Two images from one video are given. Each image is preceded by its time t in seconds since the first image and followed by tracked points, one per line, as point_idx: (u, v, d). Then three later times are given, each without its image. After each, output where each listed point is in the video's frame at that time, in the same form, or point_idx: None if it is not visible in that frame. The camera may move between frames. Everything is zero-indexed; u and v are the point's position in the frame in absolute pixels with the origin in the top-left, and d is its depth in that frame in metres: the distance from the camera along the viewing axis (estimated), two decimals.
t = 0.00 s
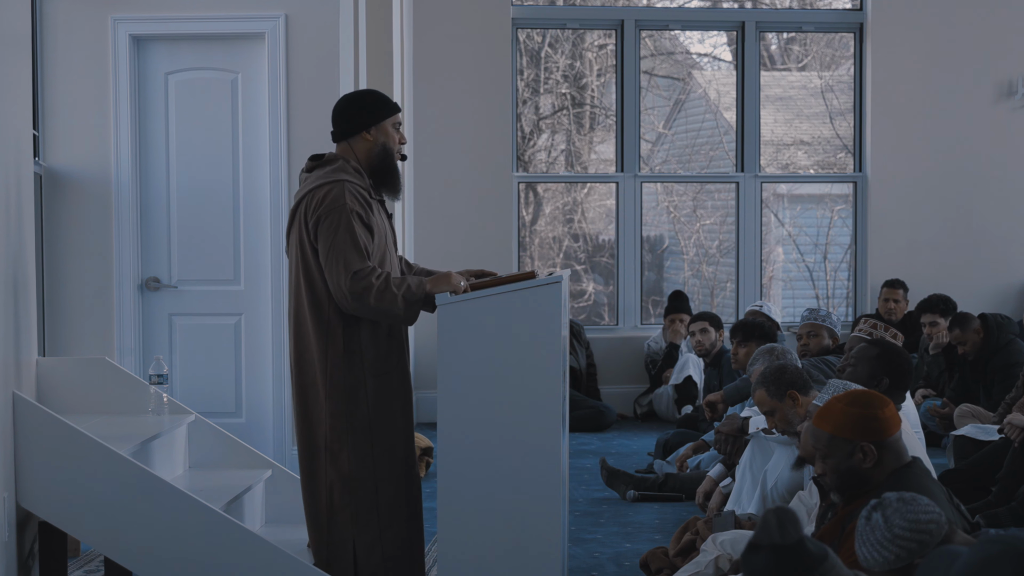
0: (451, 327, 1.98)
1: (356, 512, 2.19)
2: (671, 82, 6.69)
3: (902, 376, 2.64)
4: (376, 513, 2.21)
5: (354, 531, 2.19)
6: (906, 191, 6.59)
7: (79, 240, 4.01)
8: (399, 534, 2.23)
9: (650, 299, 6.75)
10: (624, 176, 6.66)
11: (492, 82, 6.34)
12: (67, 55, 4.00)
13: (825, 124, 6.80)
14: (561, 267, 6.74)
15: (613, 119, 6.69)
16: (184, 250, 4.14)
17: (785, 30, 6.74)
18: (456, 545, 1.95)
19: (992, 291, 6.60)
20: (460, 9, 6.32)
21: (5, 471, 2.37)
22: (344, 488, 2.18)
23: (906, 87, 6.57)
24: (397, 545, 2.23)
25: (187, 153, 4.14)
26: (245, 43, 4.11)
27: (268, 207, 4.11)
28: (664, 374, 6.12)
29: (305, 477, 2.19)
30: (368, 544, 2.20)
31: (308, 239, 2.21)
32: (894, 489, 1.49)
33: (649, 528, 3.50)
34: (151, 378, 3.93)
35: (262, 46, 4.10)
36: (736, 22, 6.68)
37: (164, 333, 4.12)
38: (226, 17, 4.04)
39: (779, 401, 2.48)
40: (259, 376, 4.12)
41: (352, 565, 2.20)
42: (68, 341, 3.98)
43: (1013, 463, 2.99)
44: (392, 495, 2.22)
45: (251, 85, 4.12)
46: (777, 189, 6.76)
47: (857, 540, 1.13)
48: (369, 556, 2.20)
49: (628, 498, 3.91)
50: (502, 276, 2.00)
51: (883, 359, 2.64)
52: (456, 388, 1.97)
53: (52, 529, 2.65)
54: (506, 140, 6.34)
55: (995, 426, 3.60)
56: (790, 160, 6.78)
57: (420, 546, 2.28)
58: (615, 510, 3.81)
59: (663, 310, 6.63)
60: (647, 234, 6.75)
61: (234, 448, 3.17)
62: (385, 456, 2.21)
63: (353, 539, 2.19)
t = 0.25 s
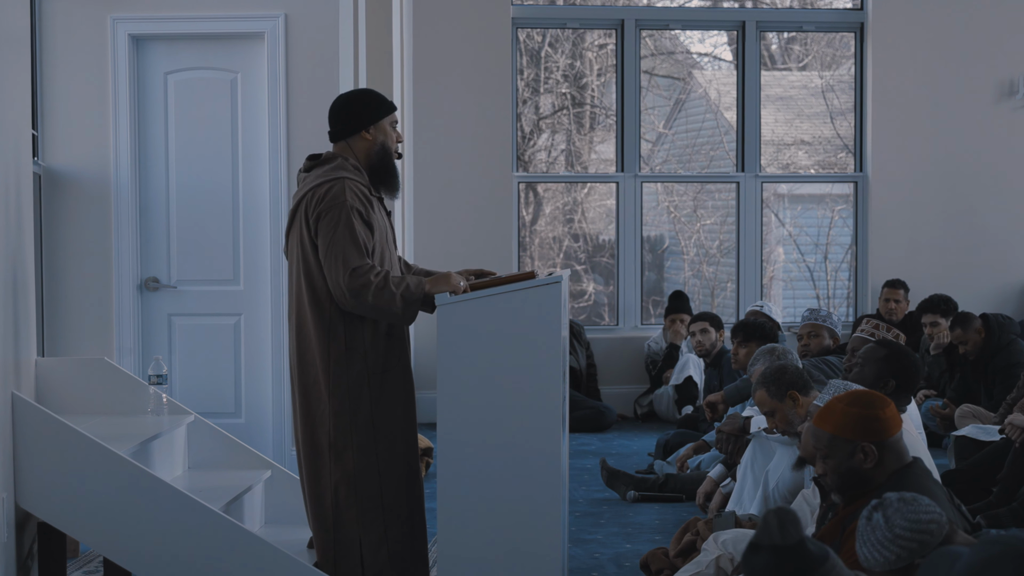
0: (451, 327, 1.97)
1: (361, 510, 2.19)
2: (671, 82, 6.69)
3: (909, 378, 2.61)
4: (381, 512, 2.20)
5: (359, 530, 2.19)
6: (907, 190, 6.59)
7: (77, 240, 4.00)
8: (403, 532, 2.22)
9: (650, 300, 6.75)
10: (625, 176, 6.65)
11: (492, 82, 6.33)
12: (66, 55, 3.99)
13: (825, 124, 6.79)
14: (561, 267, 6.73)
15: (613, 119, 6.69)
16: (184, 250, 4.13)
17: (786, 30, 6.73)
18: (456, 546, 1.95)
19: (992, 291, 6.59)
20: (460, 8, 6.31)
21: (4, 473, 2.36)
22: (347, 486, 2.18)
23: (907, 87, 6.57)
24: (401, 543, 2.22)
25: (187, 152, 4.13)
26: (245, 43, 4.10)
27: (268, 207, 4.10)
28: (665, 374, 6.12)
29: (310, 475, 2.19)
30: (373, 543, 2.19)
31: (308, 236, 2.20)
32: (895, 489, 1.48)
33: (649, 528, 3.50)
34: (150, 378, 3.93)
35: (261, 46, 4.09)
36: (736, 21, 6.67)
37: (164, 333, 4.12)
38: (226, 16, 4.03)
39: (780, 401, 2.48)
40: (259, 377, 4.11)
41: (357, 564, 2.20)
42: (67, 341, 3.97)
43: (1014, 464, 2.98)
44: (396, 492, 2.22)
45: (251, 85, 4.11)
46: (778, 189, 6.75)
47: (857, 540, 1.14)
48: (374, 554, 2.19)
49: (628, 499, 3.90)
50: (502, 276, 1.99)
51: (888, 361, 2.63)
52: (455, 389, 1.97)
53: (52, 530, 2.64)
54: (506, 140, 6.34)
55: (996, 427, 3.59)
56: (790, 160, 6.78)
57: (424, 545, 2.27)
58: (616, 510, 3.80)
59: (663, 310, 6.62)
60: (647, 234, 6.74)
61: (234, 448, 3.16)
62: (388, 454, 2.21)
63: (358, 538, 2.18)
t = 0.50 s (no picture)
0: (450, 327, 1.97)
1: (361, 508, 2.18)
2: (672, 81, 6.68)
3: (909, 377, 2.61)
4: (382, 509, 2.19)
5: (359, 528, 2.18)
6: (907, 190, 6.58)
7: (76, 240, 4.00)
8: (403, 532, 2.22)
9: (650, 300, 6.74)
10: (625, 176, 6.64)
11: (492, 82, 6.33)
12: (65, 55, 3.98)
13: (826, 124, 6.78)
14: (561, 267, 6.72)
15: (614, 119, 6.68)
16: (183, 250, 4.13)
17: (787, 30, 6.72)
18: (456, 548, 1.94)
19: (993, 292, 6.59)
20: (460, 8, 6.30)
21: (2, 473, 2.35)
22: (348, 484, 2.17)
23: (907, 87, 6.56)
24: (402, 542, 2.22)
25: (186, 152, 4.12)
26: (244, 42, 4.09)
27: (267, 208, 4.10)
28: (665, 374, 6.11)
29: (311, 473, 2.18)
30: (374, 541, 2.18)
31: (308, 233, 2.20)
32: (896, 490, 1.48)
33: (649, 529, 3.49)
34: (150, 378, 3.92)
35: (261, 45, 4.09)
36: (737, 21, 6.66)
37: (163, 334, 4.11)
38: (226, 16, 4.02)
39: (780, 402, 2.47)
40: (259, 377, 4.11)
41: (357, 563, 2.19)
42: (66, 341, 3.97)
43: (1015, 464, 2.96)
44: (397, 491, 2.21)
45: (250, 85, 4.11)
46: (779, 189, 6.75)
47: (858, 542, 1.14)
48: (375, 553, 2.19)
49: (629, 499, 3.90)
50: (501, 276, 1.98)
51: (889, 362, 2.62)
52: (455, 390, 1.96)
53: (51, 531, 2.63)
54: (506, 140, 6.33)
55: (997, 427, 3.58)
56: (791, 160, 6.77)
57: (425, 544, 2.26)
58: (616, 511, 3.79)
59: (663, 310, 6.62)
60: (647, 234, 6.73)
61: (233, 449, 3.16)
62: (389, 453, 2.20)
63: (359, 536, 2.18)
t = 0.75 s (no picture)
0: (451, 329, 1.96)
1: (362, 506, 2.18)
2: (672, 81, 6.68)
3: (906, 378, 2.62)
4: (382, 507, 2.19)
5: (360, 526, 2.17)
6: (908, 190, 6.57)
7: (75, 239, 3.99)
8: (403, 531, 2.21)
9: (650, 300, 6.73)
10: (625, 175, 6.64)
11: (491, 82, 6.32)
12: (64, 54, 3.97)
13: (827, 123, 6.78)
14: (561, 267, 6.72)
15: (614, 118, 6.67)
16: (182, 250, 4.12)
17: (787, 29, 6.72)
18: (456, 549, 1.94)
19: (993, 292, 6.58)
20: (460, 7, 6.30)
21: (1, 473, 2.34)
22: (348, 482, 2.16)
23: (908, 87, 6.56)
24: (401, 542, 2.21)
25: (186, 152, 4.12)
26: (244, 42, 4.09)
27: (267, 208, 4.09)
28: (665, 375, 6.11)
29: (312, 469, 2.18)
30: (375, 539, 2.18)
31: (314, 226, 2.20)
32: (897, 491, 1.47)
33: (649, 530, 3.49)
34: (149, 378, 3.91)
35: (261, 45, 4.08)
36: (737, 20, 6.65)
37: (162, 334, 4.10)
38: (226, 15, 4.02)
39: (781, 402, 2.47)
40: (259, 378, 4.10)
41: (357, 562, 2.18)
42: (65, 341, 3.96)
43: (1016, 465, 2.96)
44: (397, 490, 2.21)
45: (250, 85, 4.10)
46: (779, 189, 6.74)
47: (859, 543, 1.13)
48: (374, 552, 2.18)
49: (629, 500, 3.89)
50: (501, 277, 1.98)
51: (887, 362, 2.61)
52: (455, 390, 1.95)
53: (50, 531, 2.62)
54: (506, 140, 6.32)
55: (998, 428, 3.58)
56: (791, 160, 6.76)
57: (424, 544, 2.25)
58: (616, 511, 3.79)
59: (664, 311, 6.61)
60: (648, 234, 6.73)
61: (233, 450, 3.15)
62: (390, 450, 2.20)
63: (360, 534, 2.17)
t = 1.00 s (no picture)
0: (450, 329, 1.95)
1: (360, 504, 2.18)
2: (672, 80, 6.67)
3: (906, 377, 2.61)
4: (380, 506, 2.20)
5: (357, 525, 2.18)
6: (909, 190, 6.57)
7: (74, 240, 3.98)
8: (399, 530, 2.22)
9: (651, 300, 6.73)
10: (625, 175, 6.63)
11: (491, 82, 6.31)
12: (63, 54, 3.96)
13: (827, 123, 6.77)
14: (561, 267, 6.71)
15: (614, 118, 6.66)
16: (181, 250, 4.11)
17: (787, 29, 6.71)
18: (456, 549, 1.93)
19: (995, 292, 6.57)
20: (460, 7, 6.29)
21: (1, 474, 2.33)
22: (347, 479, 2.17)
23: (909, 87, 6.55)
24: (397, 541, 2.22)
25: (186, 152, 4.11)
26: (243, 41, 4.08)
27: (266, 209, 4.08)
28: (665, 375, 6.10)
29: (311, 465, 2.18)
30: (371, 538, 2.19)
31: (319, 219, 2.20)
32: (898, 491, 1.46)
33: (650, 531, 3.48)
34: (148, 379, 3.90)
35: (261, 45, 4.08)
36: (737, 20, 6.65)
37: (161, 334, 4.10)
38: (226, 15, 4.01)
39: (781, 402, 2.46)
40: (259, 379, 4.09)
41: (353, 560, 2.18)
42: (64, 341, 3.95)
43: (1017, 465, 2.95)
44: (394, 489, 2.21)
45: (250, 84, 4.09)
46: (780, 189, 6.73)
47: (860, 543, 1.12)
48: (370, 550, 2.18)
49: (629, 500, 3.88)
50: (500, 277, 1.97)
51: (886, 361, 2.60)
52: (455, 390, 1.95)
53: (49, 532, 2.62)
54: (506, 140, 6.31)
55: (999, 428, 3.57)
56: (792, 160, 6.75)
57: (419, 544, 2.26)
58: (616, 512, 3.78)
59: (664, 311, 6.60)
60: (648, 234, 6.72)
61: (232, 450, 3.14)
62: (388, 449, 2.21)
63: (357, 533, 2.18)
